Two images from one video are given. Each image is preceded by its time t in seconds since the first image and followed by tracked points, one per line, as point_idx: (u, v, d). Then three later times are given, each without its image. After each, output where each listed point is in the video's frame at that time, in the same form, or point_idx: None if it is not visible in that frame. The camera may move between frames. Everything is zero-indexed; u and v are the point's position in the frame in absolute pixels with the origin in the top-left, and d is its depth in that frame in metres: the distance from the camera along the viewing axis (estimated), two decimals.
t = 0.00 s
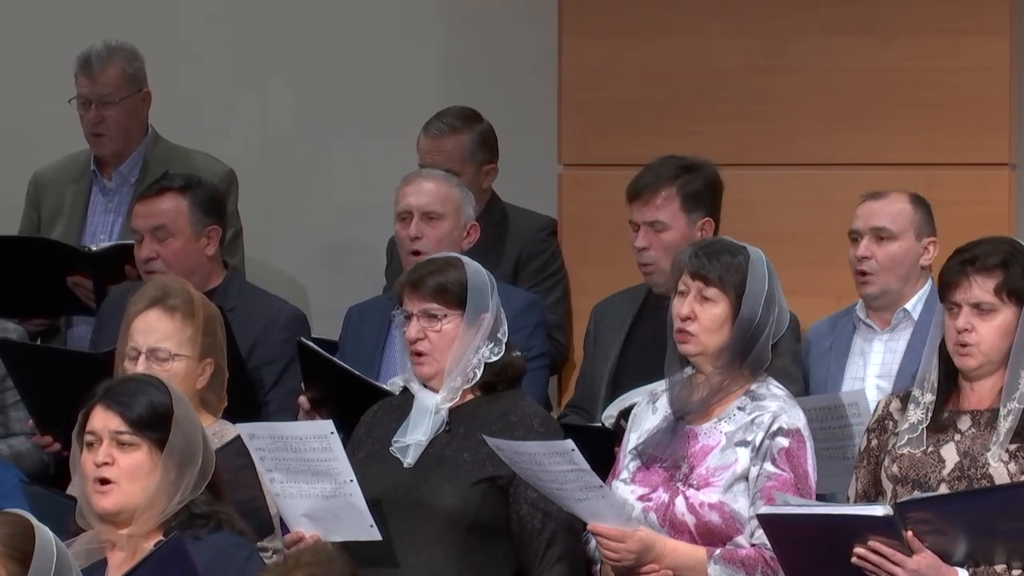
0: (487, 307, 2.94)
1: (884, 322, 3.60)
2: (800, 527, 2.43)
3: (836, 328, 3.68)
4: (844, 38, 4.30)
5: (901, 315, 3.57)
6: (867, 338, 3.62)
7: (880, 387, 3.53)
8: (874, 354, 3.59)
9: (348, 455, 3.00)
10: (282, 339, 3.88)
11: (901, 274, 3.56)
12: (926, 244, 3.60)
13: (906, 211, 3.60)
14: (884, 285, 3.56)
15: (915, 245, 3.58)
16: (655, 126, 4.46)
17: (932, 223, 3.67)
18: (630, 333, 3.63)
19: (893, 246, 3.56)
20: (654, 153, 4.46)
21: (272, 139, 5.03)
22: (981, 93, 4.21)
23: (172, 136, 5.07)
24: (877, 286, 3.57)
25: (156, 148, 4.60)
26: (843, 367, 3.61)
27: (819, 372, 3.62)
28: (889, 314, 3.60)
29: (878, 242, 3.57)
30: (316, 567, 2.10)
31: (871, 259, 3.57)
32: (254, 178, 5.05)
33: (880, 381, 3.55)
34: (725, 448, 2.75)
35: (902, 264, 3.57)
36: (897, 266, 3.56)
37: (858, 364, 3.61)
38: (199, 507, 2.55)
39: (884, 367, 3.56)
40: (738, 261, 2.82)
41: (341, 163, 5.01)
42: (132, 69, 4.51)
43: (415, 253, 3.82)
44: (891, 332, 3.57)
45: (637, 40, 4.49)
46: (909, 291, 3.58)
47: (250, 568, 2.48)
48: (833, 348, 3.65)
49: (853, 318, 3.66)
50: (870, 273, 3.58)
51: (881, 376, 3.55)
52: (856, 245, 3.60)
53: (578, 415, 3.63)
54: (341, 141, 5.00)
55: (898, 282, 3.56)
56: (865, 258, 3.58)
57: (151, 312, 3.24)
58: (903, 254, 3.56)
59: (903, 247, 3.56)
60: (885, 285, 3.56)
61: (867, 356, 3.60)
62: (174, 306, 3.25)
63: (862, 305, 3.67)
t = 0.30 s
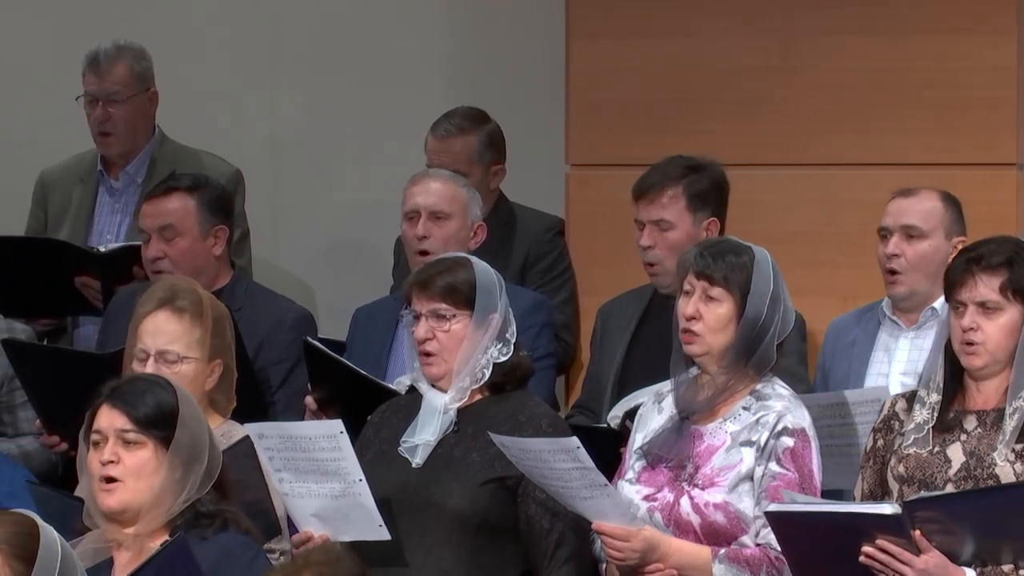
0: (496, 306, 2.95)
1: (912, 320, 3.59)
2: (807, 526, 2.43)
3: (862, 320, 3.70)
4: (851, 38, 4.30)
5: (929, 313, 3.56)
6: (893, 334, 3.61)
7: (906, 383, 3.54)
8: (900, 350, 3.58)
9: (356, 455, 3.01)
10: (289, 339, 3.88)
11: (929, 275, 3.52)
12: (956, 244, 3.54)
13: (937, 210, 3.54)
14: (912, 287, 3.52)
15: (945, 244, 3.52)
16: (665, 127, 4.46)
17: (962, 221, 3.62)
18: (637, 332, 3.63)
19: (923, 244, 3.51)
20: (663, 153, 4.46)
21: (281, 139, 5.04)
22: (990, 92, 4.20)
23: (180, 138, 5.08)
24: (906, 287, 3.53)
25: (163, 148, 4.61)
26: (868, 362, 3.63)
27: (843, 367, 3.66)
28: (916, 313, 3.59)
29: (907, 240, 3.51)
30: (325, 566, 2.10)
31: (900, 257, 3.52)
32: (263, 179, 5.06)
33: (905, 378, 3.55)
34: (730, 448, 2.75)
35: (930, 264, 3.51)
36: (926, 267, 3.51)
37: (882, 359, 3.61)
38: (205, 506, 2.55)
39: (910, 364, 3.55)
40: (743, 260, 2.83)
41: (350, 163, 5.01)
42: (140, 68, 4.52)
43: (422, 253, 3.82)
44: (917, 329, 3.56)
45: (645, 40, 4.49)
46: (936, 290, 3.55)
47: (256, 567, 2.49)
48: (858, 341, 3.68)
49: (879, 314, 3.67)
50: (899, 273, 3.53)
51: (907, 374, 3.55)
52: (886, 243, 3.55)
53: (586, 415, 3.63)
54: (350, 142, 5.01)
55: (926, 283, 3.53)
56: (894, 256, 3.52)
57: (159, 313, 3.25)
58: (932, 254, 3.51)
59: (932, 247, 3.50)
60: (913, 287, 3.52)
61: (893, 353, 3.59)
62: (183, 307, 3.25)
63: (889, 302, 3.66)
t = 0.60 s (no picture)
0: (505, 306, 2.95)
1: (930, 321, 3.57)
2: (814, 528, 2.43)
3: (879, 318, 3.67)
4: (859, 38, 4.29)
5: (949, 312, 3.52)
6: (912, 333, 3.59)
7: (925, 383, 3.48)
8: (919, 350, 3.55)
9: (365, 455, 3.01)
10: (296, 340, 3.89)
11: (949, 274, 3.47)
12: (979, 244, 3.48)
13: (961, 209, 3.47)
14: (933, 285, 3.48)
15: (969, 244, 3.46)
16: (673, 126, 4.46)
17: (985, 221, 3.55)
18: (644, 334, 3.63)
19: (946, 244, 3.45)
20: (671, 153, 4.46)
21: (289, 139, 5.05)
22: (998, 92, 4.19)
23: (188, 138, 5.09)
24: (927, 286, 3.48)
25: (170, 148, 4.61)
26: (885, 362, 3.59)
27: (858, 366, 3.62)
28: (934, 312, 3.57)
29: (931, 240, 3.45)
30: (335, 567, 2.09)
31: (923, 256, 3.46)
32: (271, 179, 5.07)
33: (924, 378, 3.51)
34: (737, 448, 2.74)
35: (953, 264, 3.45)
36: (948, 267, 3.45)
37: (900, 359, 3.57)
38: (212, 506, 2.57)
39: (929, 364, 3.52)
40: (749, 260, 2.82)
41: (358, 164, 5.01)
42: (147, 67, 4.53)
43: (428, 253, 3.83)
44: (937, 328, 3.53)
45: (652, 40, 4.49)
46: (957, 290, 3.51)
47: (263, 567, 2.48)
48: (873, 341, 3.64)
49: (898, 313, 3.65)
50: (921, 272, 3.47)
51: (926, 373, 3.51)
52: (909, 241, 3.48)
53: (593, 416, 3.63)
54: (358, 142, 5.01)
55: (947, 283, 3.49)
56: (917, 255, 3.46)
57: (167, 314, 3.25)
58: (955, 253, 3.45)
59: (956, 247, 3.44)
60: (935, 285, 3.48)
61: (911, 353, 3.56)
62: (191, 308, 3.26)
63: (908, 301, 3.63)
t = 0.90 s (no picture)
0: (513, 306, 2.95)
1: (943, 323, 3.53)
2: (819, 532, 2.43)
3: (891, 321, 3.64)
4: (866, 38, 4.29)
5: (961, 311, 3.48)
6: (924, 335, 3.56)
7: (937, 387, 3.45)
8: (931, 353, 3.51)
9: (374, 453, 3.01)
10: (304, 340, 3.88)
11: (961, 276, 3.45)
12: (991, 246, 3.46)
13: (973, 211, 3.45)
14: (945, 286, 3.45)
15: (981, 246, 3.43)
16: (680, 127, 4.45)
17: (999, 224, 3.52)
18: (651, 334, 3.63)
19: (957, 247, 3.43)
20: (677, 153, 4.46)
21: (296, 139, 5.05)
22: (1006, 93, 4.18)
23: (196, 138, 5.09)
24: (938, 286, 3.45)
25: (177, 148, 4.62)
26: (897, 365, 3.57)
27: (871, 369, 3.61)
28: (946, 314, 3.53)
29: (942, 242, 3.43)
30: (349, 567, 2.11)
31: (933, 259, 3.44)
32: (278, 179, 5.07)
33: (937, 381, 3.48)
34: (746, 448, 2.74)
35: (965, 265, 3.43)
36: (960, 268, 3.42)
37: (912, 363, 3.55)
38: (221, 505, 2.56)
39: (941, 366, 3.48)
40: (758, 260, 2.82)
41: (365, 163, 5.01)
42: (154, 68, 4.53)
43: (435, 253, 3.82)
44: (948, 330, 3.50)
45: (659, 40, 4.48)
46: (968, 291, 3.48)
47: (273, 568, 2.49)
48: (886, 342, 3.61)
49: (909, 315, 3.61)
50: (931, 274, 3.45)
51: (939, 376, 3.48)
52: (920, 243, 3.46)
53: (601, 416, 3.63)
54: (364, 142, 5.01)
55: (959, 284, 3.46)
56: (928, 257, 3.44)
57: (175, 315, 3.25)
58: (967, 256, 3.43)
59: (967, 249, 3.42)
60: (946, 286, 3.45)
61: (923, 356, 3.53)
62: (198, 309, 3.26)
63: (919, 303, 3.61)
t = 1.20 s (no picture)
0: (521, 306, 2.95)
1: (954, 323, 3.52)
2: (825, 531, 2.42)
3: (902, 321, 3.64)
4: (874, 38, 4.29)
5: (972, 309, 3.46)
6: (935, 335, 3.55)
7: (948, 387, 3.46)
8: (942, 353, 3.51)
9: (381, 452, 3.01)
10: (312, 339, 3.89)
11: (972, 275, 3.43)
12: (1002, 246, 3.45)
13: (984, 211, 3.44)
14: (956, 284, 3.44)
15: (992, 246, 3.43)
16: (687, 127, 4.45)
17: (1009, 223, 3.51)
18: (657, 334, 3.63)
19: (968, 246, 3.41)
20: (685, 153, 4.46)
21: (304, 139, 5.05)
22: (1013, 93, 4.18)
23: (204, 138, 5.09)
24: (948, 286, 3.44)
25: (185, 149, 4.62)
26: (909, 365, 3.57)
27: (883, 368, 3.61)
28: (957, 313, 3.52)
29: (952, 241, 3.42)
30: (359, 566, 2.14)
31: (944, 258, 3.43)
32: (286, 179, 5.07)
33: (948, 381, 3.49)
34: (754, 445, 2.74)
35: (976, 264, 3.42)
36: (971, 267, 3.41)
37: (924, 362, 3.54)
38: (231, 505, 2.56)
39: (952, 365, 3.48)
40: (768, 260, 2.82)
41: (372, 163, 5.02)
42: (162, 69, 4.54)
43: (443, 257, 3.83)
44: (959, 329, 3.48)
45: (666, 40, 4.48)
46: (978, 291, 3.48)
47: (283, 568, 2.48)
48: (899, 341, 3.61)
49: (922, 315, 3.60)
50: (942, 273, 3.44)
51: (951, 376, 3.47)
52: (930, 243, 3.46)
53: (608, 415, 3.62)
54: (372, 142, 5.01)
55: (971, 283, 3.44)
56: (938, 257, 3.43)
57: (181, 316, 3.26)
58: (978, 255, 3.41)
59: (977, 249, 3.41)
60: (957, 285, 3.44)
61: (935, 355, 3.52)
62: (205, 309, 3.26)
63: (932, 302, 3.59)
